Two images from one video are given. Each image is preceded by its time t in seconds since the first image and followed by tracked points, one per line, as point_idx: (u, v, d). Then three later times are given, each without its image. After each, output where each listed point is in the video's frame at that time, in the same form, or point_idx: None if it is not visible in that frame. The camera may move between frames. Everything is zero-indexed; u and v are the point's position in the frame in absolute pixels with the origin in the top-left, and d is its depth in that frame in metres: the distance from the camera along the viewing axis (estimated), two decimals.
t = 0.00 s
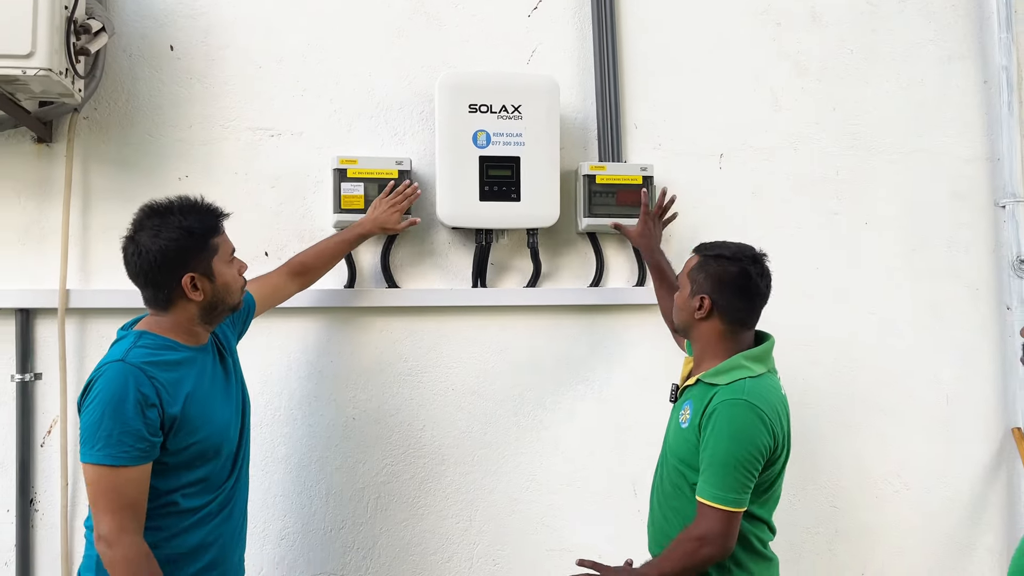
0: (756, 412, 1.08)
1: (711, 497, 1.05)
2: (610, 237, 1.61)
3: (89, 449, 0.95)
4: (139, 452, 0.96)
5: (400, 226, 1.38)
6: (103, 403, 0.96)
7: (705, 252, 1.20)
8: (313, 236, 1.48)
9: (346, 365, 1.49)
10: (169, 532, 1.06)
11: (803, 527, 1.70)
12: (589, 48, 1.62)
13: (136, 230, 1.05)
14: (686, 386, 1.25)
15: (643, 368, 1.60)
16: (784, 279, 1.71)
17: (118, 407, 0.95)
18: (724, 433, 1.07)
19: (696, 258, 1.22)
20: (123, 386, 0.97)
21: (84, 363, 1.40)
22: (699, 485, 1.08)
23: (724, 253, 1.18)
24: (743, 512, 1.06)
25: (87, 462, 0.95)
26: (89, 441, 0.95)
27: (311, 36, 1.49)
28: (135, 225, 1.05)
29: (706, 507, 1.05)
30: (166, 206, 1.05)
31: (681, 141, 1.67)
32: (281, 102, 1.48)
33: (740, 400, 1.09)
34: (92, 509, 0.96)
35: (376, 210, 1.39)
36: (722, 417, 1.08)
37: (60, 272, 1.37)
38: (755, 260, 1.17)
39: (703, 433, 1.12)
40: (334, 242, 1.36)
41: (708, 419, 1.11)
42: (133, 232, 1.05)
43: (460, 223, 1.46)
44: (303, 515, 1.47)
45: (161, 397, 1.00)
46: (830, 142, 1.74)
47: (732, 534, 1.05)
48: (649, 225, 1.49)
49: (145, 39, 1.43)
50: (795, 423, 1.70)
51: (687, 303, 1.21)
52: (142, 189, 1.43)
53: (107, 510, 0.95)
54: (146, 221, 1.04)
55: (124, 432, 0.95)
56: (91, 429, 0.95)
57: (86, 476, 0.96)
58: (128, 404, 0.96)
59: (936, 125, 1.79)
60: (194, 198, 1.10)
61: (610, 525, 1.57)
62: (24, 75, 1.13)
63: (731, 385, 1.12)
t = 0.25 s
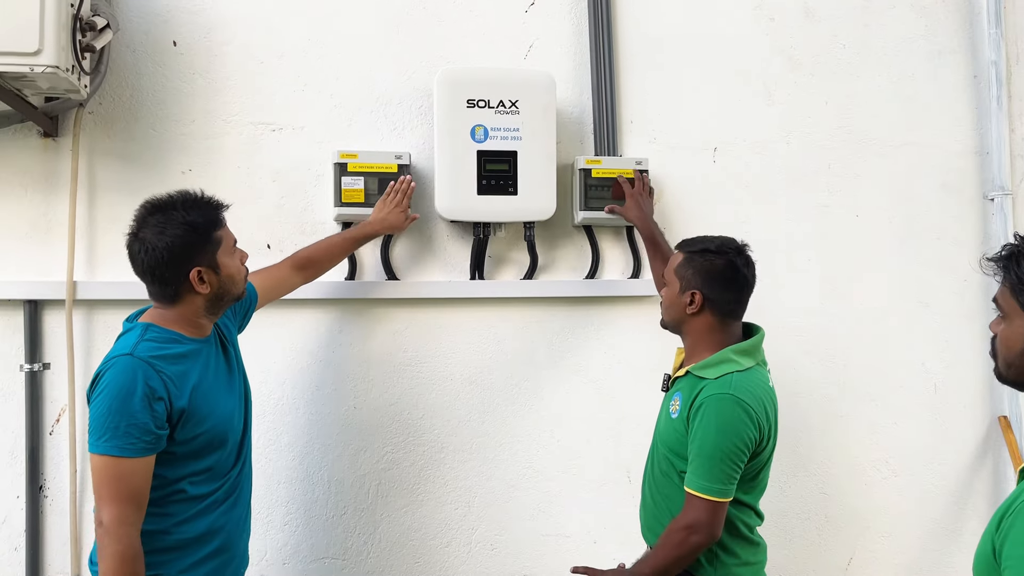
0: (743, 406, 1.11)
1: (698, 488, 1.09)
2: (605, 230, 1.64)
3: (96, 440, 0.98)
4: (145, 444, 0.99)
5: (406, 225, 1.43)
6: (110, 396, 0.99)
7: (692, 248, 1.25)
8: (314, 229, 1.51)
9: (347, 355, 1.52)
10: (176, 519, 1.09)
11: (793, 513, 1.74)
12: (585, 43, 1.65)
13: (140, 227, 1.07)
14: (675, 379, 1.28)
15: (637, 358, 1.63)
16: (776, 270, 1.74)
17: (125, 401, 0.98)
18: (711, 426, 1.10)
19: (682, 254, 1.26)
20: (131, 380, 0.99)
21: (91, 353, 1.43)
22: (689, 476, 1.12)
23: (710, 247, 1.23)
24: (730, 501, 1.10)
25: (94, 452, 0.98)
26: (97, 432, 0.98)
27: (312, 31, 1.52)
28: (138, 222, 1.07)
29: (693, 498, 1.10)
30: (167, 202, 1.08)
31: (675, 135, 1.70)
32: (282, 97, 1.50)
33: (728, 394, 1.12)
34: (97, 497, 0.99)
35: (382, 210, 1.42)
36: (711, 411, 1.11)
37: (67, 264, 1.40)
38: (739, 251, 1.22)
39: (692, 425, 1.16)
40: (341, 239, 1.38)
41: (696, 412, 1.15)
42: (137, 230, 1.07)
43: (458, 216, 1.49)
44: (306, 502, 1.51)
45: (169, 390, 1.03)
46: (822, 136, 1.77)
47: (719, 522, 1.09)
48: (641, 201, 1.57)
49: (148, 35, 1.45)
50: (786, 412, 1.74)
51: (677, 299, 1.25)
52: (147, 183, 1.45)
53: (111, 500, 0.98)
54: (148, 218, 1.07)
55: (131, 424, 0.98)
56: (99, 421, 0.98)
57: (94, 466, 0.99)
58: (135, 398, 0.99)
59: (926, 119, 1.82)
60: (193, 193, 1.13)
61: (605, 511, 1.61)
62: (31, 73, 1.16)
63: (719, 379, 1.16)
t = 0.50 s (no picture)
0: (740, 399, 1.14)
1: (694, 477, 1.12)
2: (602, 221, 1.67)
3: (117, 428, 0.98)
4: (165, 436, 0.99)
5: (404, 226, 1.45)
6: (134, 386, 0.98)
7: (691, 241, 1.27)
8: (314, 220, 1.53)
9: (348, 345, 1.55)
10: (188, 509, 1.10)
11: (786, 499, 1.78)
12: (582, 36, 1.66)
13: (161, 221, 1.06)
14: (670, 371, 1.30)
15: (633, 347, 1.66)
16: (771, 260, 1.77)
17: (150, 392, 0.98)
18: (709, 418, 1.13)
19: (681, 247, 1.28)
20: (156, 372, 0.99)
21: (95, 343, 1.45)
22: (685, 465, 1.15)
23: (710, 240, 1.26)
24: (723, 491, 1.13)
25: (115, 440, 0.98)
26: (118, 421, 0.98)
27: (311, 24, 1.53)
28: (158, 216, 1.06)
29: (688, 486, 1.13)
30: (188, 197, 1.07)
31: (671, 128, 1.72)
32: (283, 90, 1.52)
33: (727, 386, 1.15)
34: (114, 486, 0.98)
35: (380, 210, 1.43)
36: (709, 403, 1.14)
37: (71, 256, 1.42)
38: (736, 243, 1.27)
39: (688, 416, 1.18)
40: (342, 238, 1.41)
41: (693, 403, 1.17)
42: (157, 224, 1.06)
43: (457, 207, 1.51)
44: (308, 488, 1.53)
45: (191, 383, 1.03)
46: (816, 128, 1.80)
47: (712, 511, 1.12)
48: (636, 190, 1.59)
49: (149, 27, 1.46)
50: (779, 400, 1.77)
51: (679, 293, 1.27)
52: (149, 175, 1.47)
53: (130, 490, 0.97)
54: (169, 212, 1.06)
55: (154, 416, 0.98)
56: (121, 411, 0.97)
57: (113, 455, 0.98)
58: (159, 390, 0.99)
59: (919, 111, 1.84)
60: (213, 187, 1.12)
61: (602, 497, 1.65)
62: (36, 66, 1.17)
63: (717, 371, 1.18)
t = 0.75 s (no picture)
0: (744, 402, 1.15)
1: (698, 481, 1.13)
2: (601, 220, 1.67)
3: (134, 429, 0.97)
4: (184, 434, 0.99)
5: (401, 226, 1.43)
6: (150, 386, 0.98)
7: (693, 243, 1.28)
8: (315, 219, 1.54)
9: (348, 344, 1.55)
10: (196, 509, 1.10)
11: (784, 496, 1.78)
12: (582, 35, 1.66)
13: (174, 217, 1.06)
14: (671, 373, 1.31)
15: (633, 346, 1.67)
16: (769, 260, 1.78)
17: (168, 391, 0.97)
18: (714, 421, 1.14)
19: (683, 249, 1.29)
20: (173, 370, 0.99)
21: (96, 342, 1.45)
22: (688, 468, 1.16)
23: (712, 241, 1.26)
24: (728, 494, 1.14)
25: (132, 441, 0.97)
26: (135, 422, 0.97)
27: (311, 23, 1.53)
28: (172, 212, 1.06)
29: (693, 490, 1.13)
30: (205, 195, 1.08)
31: (671, 127, 1.73)
32: (282, 89, 1.52)
33: (731, 390, 1.15)
34: (134, 487, 0.98)
35: (378, 210, 1.43)
36: (714, 406, 1.14)
37: (72, 255, 1.42)
38: (737, 245, 1.27)
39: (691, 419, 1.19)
40: (340, 237, 1.40)
41: (697, 406, 1.17)
42: (170, 220, 1.06)
43: (457, 207, 1.51)
44: (309, 486, 1.54)
45: (204, 381, 1.03)
46: (816, 127, 1.80)
47: (718, 513, 1.13)
48: (637, 194, 1.59)
49: (149, 26, 1.46)
50: (778, 398, 1.78)
51: (681, 296, 1.27)
52: (150, 174, 1.47)
53: (153, 489, 0.97)
54: (184, 209, 1.06)
55: (172, 414, 0.97)
56: (139, 411, 0.96)
57: (131, 456, 0.97)
58: (177, 389, 0.98)
59: (917, 110, 1.85)
60: (227, 187, 1.12)
61: (601, 495, 1.66)
62: (36, 67, 1.17)
63: (721, 373, 1.19)
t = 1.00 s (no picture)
0: (745, 408, 1.15)
1: (701, 487, 1.13)
2: (602, 221, 1.68)
3: (144, 436, 0.97)
4: (194, 439, 0.99)
5: (386, 268, 1.46)
6: (159, 391, 0.98)
7: (691, 247, 1.28)
8: (316, 220, 1.54)
9: (349, 345, 1.55)
10: (204, 514, 1.10)
11: (784, 496, 1.79)
12: (583, 36, 1.66)
13: (187, 216, 1.05)
14: (671, 377, 1.31)
15: (633, 347, 1.67)
16: (768, 260, 1.78)
17: (178, 397, 0.97)
18: (716, 427, 1.14)
19: (681, 253, 1.29)
20: (181, 375, 0.99)
21: (97, 343, 1.45)
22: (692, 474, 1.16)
23: (710, 246, 1.26)
24: (732, 499, 1.15)
25: (142, 448, 0.97)
26: (145, 429, 0.97)
27: (312, 24, 1.53)
28: (184, 211, 1.05)
29: (696, 495, 1.14)
30: (217, 196, 1.07)
31: (671, 128, 1.73)
32: (283, 90, 1.52)
33: (733, 395, 1.16)
34: (145, 494, 0.98)
35: (365, 249, 1.46)
36: (715, 412, 1.15)
37: (73, 257, 1.42)
38: (737, 249, 1.27)
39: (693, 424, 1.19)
40: (322, 271, 1.41)
41: (699, 411, 1.18)
42: (182, 219, 1.05)
43: (458, 208, 1.51)
44: (310, 487, 1.54)
45: (213, 385, 1.04)
46: (815, 129, 1.80)
47: (723, 519, 1.14)
48: (642, 232, 1.60)
49: (149, 28, 1.46)
50: (777, 398, 1.79)
51: (679, 300, 1.28)
52: (151, 175, 1.47)
53: (164, 495, 0.97)
54: (197, 208, 1.06)
55: (182, 420, 0.97)
56: (149, 418, 0.96)
57: (141, 463, 0.97)
58: (186, 393, 0.98)
59: (917, 111, 1.85)
60: (237, 189, 1.12)
61: (601, 495, 1.66)
62: (38, 70, 1.17)
63: (721, 379, 1.20)
